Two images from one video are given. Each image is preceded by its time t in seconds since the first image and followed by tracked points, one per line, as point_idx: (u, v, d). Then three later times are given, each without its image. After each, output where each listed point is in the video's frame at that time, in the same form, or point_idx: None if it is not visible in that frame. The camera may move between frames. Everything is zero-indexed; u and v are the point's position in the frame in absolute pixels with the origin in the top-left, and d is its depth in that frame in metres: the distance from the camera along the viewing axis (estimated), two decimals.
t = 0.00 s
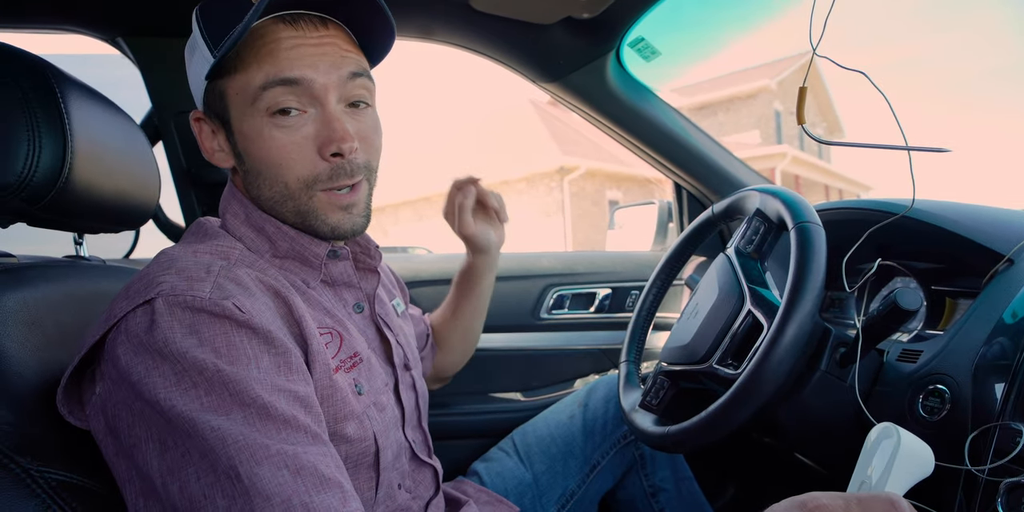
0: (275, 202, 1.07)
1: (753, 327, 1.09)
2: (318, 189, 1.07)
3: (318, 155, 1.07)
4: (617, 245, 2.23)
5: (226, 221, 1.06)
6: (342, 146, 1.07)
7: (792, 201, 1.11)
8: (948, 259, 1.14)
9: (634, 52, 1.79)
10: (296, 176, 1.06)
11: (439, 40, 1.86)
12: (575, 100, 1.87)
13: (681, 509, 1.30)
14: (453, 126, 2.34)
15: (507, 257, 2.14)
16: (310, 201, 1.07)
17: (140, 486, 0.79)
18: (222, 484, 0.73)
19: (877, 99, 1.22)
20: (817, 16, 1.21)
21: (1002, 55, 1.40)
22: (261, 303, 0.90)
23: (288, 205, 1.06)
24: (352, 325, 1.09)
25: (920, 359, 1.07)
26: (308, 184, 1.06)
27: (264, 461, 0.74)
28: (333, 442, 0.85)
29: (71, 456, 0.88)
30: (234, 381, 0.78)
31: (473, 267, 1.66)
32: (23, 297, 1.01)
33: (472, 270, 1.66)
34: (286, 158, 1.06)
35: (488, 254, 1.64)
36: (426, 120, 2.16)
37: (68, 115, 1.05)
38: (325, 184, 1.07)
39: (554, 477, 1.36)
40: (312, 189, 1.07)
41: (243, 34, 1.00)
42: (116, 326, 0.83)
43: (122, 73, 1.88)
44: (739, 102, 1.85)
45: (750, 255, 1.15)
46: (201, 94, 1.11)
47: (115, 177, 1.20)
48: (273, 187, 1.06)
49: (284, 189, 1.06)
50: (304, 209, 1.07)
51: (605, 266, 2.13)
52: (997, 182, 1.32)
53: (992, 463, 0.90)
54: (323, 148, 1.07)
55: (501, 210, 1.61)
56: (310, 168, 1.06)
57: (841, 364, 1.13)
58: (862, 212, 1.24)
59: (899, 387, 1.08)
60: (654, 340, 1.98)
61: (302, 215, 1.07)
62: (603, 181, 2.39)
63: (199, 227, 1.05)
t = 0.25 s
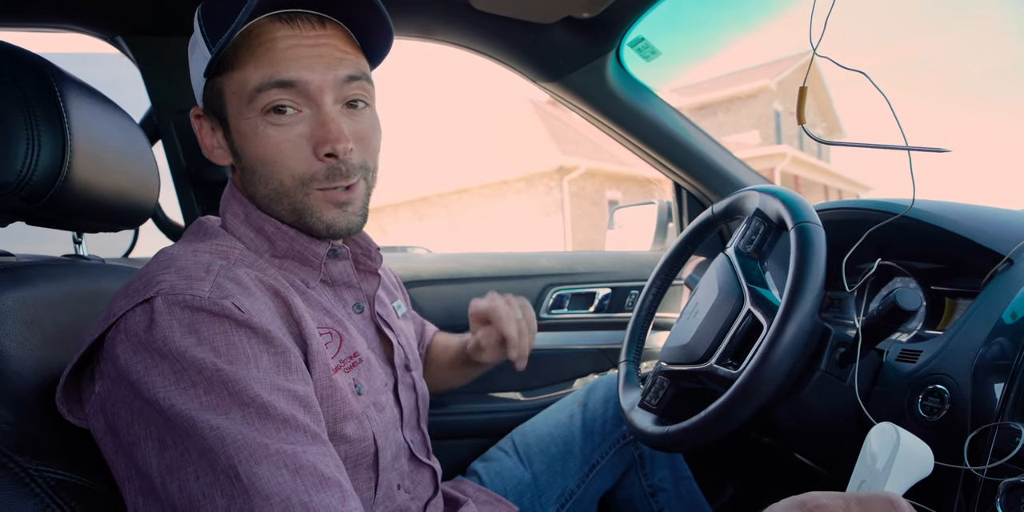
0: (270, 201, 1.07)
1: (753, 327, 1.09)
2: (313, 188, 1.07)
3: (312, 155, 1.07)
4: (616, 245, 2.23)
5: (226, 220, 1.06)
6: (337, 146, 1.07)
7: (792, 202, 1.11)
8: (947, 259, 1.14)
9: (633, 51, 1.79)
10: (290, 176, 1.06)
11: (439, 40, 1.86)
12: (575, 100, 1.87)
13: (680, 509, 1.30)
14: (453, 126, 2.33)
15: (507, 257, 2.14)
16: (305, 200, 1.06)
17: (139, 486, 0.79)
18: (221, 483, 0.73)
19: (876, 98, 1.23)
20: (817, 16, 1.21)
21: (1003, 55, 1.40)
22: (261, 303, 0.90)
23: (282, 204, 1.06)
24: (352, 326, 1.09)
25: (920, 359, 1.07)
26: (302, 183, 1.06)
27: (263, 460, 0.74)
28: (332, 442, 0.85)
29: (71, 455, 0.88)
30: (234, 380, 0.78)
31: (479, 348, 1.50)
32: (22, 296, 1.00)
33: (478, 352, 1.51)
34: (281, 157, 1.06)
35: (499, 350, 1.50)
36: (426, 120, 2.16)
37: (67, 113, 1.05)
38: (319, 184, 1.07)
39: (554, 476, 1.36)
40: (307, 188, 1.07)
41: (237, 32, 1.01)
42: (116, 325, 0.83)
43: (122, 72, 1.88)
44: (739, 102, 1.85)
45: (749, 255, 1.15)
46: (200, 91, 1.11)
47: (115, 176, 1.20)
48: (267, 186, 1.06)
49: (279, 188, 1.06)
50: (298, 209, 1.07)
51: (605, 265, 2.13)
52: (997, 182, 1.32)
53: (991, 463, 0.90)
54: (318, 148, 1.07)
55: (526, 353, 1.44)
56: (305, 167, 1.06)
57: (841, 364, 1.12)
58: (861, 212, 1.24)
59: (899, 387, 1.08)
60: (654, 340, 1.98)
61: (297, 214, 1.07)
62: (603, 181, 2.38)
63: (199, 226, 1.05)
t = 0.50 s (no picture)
0: (270, 199, 1.06)
1: (753, 326, 1.09)
2: (313, 187, 1.06)
3: (314, 154, 1.06)
4: (616, 245, 2.23)
5: (227, 218, 1.06)
6: (338, 146, 1.07)
7: (792, 202, 1.11)
8: (946, 260, 1.15)
9: (633, 51, 1.79)
10: (291, 174, 1.06)
11: (440, 39, 1.87)
12: (575, 100, 1.87)
13: (679, 509, 1.30)
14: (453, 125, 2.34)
15: (506, 256, 2.14)
16: (305, 199, 1.06)
17: (138, 483, 0.79)
18: (221, 482, 0.72)
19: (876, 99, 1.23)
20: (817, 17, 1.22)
21: (1002, 56, 1.40)
22: (262, 302, 0.90)
23: (283, 203, 1.06)
24: (352, 326, 1.09)
25: (919, 360, 1.07)
26: (303, 182, 1.06)
27: (263, 459, 0.74)
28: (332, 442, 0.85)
29: (72, 454, 0.88)
30: (234, 378, 0.78)
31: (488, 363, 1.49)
32: (20, 294, 1.00)
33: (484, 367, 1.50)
34: (282, 156, 1.05)
35: (501, 367, 1.51)
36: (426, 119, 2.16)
37: (65, 110, 1.05)
38: (320, 184, 1.07)
39: (553, 476, 1.36)
40: (307, 187, 1.06)
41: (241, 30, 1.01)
42: (116, 323, 0.83)
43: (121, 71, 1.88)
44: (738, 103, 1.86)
45: (749, 255, 1.15)
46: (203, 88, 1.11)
47: (114, 174, 1.19)
48: (268, 185, 1.06)
49: (279, 186, 1.06)
50: (298, 208, 1.06)
51: (604, 265, 2.13)
52: (996, 182, 1.33)
53: (989, 463, 0.90)
54: (319, 147, 1.06)
55: (529, 372, 1.48)
56: (306, 166, 1.06)
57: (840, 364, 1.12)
58: (860, 212, 1.25)
59: (898, 388, 1.08)
60: (653, 340, 1.98)
61: (298, 212, 1.06)
62: (603, 180, 2.39)
63: (200, 224, 1.05)
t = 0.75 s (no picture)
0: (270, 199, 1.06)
1: (751, 325, 1.09)
2: (314, 187, 1.06)
3: (314, 153, 1.06)
4: (614, 245, 2.24)
5: (226, 217, 1.06)
6: (339, 146, 1.07)
7: (790, 202, 1.11)
8: (944, 260, 1.15)
9: (633, 50, 1.79)
10: (291, 174, 1.06)
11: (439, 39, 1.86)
12: (574, 99, 1.87)
13: (678, 509, 1.30)
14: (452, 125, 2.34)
15: (505, 256, 2.14)
16: (305, 198, 1.06)
17: (136, 482, 0.79)
18: (220, 480, 0.72)
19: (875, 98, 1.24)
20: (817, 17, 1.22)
21: (1002, 56, 1.40)
22: (261, 301, 0.90)
23: (283, 202, 1.06)
24: (351, 325, 1.09)
25: (917, 359, 1.07)
26: (303, 182, 1.06)
27: (262, 457, 0.74)
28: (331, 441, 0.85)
29: (73, 454, 0.88)
30: (233, 377, 0.77)
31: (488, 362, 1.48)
32: (18, 293, 1.00)
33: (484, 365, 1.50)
34: (282, 155, 1.05)
35: (501, 367, 1.51)
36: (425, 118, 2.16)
37: (62, 108, 1.04)
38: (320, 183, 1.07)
39: (552, 475, 1.36)
40: (307, 186, 1.06)
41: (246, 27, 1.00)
42: (115, 321, 0.83)
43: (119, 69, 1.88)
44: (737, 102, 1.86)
45: (748, 254, 1.15)
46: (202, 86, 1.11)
47: (111, 172, 1.19)
48: (267, 184, 1.06)
49: (279, 186, 1.06)
50: (298, 208, 1.06)
51: (603, 265, 2.13)
52: (995, 182, 1.33)
53: (987, 463, 0.91)
54: (320, 147, 1.06)
55: (529, 372, 1.47)
56: (306, 166, 1.06)
57: (838, 364, 1.13)
58: (858, 212, 1.25)
59: (896, 387, 1.08)
60: (652, 339, 1.98)
61: (298, 212, 1.06)
62: (601, 180, 2.39)
63: (200, 223, 1.05)
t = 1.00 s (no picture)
0: (269, 198, 1.06)
1: (749, 325, 1.09)
2: (313, 185, 1.06)
3: (313, 150, 1.06)
4: (612, 244, 2.24)
5: (224, 216, 1.06)
6: (338, 143, 1.07)
7: (789, 202, 1.11)
8: (941, 260, 1.15)
9: (631, 50, 1.79)
10: (291, 171, 1.06)
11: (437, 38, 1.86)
12: (572, 99, 1.87)
13: (675, 509, 1.30)
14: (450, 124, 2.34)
15: (503, 255, 2.14)
16: (304, 196, 1.06)
17: (133, 481, 0.78)
18: (216, 480, 0.72)
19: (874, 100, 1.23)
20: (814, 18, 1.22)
21: (1002, 57, 1.40)
22: (259, 300, 0.90)
23: (282, 201, 1.05)
24: (348, 325, 1.09)
25: (914, 359, 1.07)
26: (302, 179, 1.06)
27: (259, 457, 0.74)
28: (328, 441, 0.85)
29: (71, 454, 0.88)
30: (230, 376, 0.77)
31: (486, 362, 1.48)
32: (15, 292, 1.00)
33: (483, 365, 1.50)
34: (281, 153, 1.05)
35: (500, 365, 1.50)
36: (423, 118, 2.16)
37: (58, 106, 1.04)
38: (319, 180, 1.07)
39: (549, 475, 1.36)
40: (306, 184, 1.06)
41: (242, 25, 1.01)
42: (112, 320, 0.83)
43: (116, 68, 1.87)
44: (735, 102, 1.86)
45: (745, 254, 1.15)
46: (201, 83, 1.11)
47: (108, 171, 1.19)
48: (266, 182, 1.06)
49: (278, 184, 1.05)
50: (297, 205, 1.06)
51: (601, 264, 2.13)
52: (992, 183, 1.33)
53: (984, 462, 0.91)
54: (319, 144, 1.06)
55: (527, 370, 1.45)
56: (305, 164, 1.06)
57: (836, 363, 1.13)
58: (855, 213, 1.25)
59: (894, 387, 1.08)
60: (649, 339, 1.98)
61: (297, 211, 1.06)
62: (599, 179, 2.39)
63: (198, 222, 1.05)
